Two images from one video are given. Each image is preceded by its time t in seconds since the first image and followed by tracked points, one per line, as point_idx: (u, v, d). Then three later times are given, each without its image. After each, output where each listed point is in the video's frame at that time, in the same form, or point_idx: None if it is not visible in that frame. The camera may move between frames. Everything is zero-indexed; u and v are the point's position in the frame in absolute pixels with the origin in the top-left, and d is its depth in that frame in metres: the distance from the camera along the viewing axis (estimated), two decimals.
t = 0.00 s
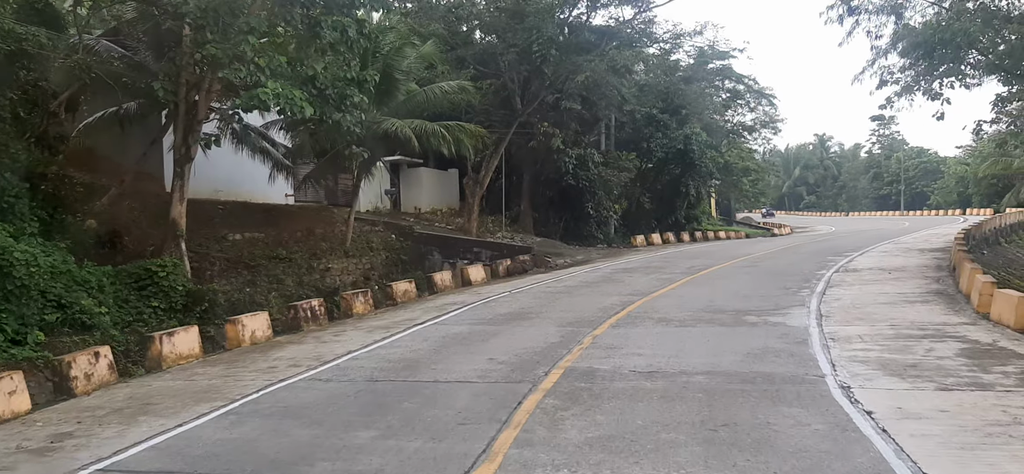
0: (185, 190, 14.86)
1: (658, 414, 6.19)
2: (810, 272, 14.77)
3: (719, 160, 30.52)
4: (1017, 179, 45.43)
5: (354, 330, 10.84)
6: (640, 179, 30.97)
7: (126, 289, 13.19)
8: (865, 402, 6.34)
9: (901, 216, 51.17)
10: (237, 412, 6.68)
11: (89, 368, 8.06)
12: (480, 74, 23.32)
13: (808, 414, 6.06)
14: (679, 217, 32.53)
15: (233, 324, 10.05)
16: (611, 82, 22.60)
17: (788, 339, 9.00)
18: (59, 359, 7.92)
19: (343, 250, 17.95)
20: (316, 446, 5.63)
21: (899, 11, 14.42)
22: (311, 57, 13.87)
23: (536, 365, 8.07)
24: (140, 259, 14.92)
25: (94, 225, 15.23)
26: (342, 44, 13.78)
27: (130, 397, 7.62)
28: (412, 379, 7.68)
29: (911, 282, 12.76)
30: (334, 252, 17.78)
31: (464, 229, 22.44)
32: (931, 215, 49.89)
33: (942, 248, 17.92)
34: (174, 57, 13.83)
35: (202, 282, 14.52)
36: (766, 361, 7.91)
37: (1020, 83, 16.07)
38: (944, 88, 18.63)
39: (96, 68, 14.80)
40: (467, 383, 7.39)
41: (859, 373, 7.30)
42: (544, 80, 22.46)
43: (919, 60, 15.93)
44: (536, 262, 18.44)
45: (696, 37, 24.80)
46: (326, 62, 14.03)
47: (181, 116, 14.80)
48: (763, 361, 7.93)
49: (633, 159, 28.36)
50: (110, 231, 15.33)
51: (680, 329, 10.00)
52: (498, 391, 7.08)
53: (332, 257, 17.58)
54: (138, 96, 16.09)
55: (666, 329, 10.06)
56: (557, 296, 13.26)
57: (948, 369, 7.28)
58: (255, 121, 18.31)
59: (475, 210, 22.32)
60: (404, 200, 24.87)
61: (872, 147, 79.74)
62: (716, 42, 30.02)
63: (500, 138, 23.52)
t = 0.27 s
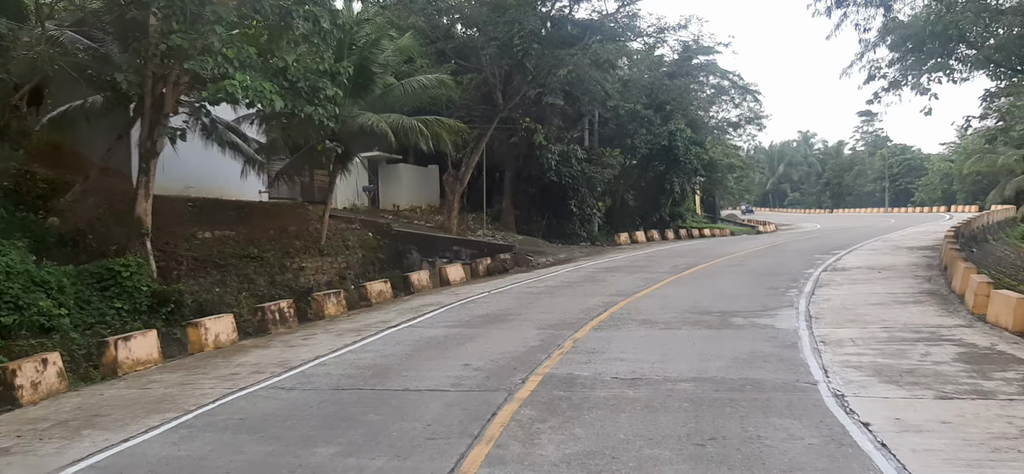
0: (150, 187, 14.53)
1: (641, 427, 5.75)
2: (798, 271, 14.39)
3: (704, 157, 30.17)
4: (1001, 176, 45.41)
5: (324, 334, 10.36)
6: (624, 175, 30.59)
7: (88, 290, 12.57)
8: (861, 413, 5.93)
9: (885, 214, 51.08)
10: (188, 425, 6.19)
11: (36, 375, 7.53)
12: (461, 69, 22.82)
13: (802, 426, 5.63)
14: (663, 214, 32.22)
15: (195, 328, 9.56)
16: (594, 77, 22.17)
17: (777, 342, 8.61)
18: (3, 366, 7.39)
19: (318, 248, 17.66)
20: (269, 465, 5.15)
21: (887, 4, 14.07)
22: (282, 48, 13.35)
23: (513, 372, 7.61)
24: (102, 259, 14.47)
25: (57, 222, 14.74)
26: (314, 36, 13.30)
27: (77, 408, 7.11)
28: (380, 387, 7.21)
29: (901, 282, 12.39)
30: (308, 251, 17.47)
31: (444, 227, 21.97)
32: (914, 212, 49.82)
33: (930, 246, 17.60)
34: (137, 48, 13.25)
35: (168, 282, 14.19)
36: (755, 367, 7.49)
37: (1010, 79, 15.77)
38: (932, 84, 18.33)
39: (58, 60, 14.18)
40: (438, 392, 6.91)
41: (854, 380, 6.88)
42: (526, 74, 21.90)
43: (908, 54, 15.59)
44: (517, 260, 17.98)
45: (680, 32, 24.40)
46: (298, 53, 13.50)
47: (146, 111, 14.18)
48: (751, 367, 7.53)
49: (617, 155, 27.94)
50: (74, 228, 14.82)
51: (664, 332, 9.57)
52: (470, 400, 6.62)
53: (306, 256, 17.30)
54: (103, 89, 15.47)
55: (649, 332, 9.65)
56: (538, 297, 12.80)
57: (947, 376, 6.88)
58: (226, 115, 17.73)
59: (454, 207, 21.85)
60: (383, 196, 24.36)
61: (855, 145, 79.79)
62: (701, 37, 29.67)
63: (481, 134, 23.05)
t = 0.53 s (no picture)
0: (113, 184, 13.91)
1: (619, 445, 5.32)
2: (780, 271, 14.05)
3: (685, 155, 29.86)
4: (978, 174, 45.53)
5: (288, 339, 9.87)
6: (604, 173, 30.23)
7: (44, 292, 11.80)
8: (855, 428, 5.54)
9: (863, 212, 51.11)
10: (130, 444, 5.69)
11: None
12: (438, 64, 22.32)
13: (792, 443, 5.24)
14: (643, 213, 31.91)
15: (150, 334, 9.06)
16: (574, 72, 21.76)
17: (761, 348, 8.22)
18: None
19: (289, 248, 17.12)
20: None
21: None
22: (248, 40, 12.81)
23: (484, 381, 7.18)
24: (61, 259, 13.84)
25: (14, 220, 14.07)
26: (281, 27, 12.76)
27: (14, 423, 6.59)
28: (342, 399, 6.74)
29: (887, 282, 12.08)
30: (279, 251, 16.94)
31: (420, 226, 21.48)
32: (893, 210, 49.85)
33: (913, 245, 17.35)
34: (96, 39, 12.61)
35: (130, 284, 13.59)
36: (739, 375, 7.10)
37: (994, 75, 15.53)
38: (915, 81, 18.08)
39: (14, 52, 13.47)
40: (403, 405, 6.46)
41: (845, 390, 6.50)
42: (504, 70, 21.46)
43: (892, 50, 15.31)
44: (494, 260, 17.53)
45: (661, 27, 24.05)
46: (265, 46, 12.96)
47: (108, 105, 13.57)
48: (736, 375, 7.13)
49: (597, 153, 27.54)
50: (32, 227, 14.16)
51: (644, 337, 9.17)
52: (437, 414, 6.18)
53: (277, 255, 16.76)
54: (63, 83, 14.87)
55: (629, 337, 9.24)
56: (514, 299, 12.36)
57: (942, 385, 6.52)
58: (193, 110, 17.15)
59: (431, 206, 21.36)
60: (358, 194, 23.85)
61: (834, 142, 79.99)
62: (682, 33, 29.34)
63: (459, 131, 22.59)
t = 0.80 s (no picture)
0: (73, 181, 13.18)
1: (601, 463, 4.88)
2: (765, 270, 13.70)
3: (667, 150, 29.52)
4: (958, 170, 45.61)
5: (252, 342, 9.37)
6: (585, 168, 29.83)
7: None
8: (853, 443, 5.15)
9: (843, 208, 51.10)
10: (65, 464, 5.19)
11: None
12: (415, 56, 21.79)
13: (786, 461, 4.84)
14: (624, 209, 31.57)
15: (103, 337, 8.54)
16: (554, 65, 21.34)
17: (749, 351, 7.84)
18: None
19: (260, 245, 16.54)
20: None
21: None
22: (212, 28, 12.25)
23: (456, 389, 6.73)
24: (18, 258, 13.19)
25: None
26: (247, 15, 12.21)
27: None
28: (303, 411, 6.27)
29: (874, 281, 11.74)
30: (250, 248, 16.35)
31: (397, 222, 20.97)
32: (873, 206, 49.87)
33: (898, 242, 17.08)
34: (53, 27, 11.93)
35: (90, 284, 12.91)
36: (727, 383, 6.69)
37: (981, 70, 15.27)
38: (899, 76, 17.81)
39: None
40: (367, 418, 6.01)
41: (839, 399, 6.11)
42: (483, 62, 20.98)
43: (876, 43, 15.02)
44: (472, 258, 17.07)
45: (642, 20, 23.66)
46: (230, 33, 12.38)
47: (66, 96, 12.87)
48: (724, 382, 6.73)
49: (578, 149, 27.10)
50: None
51: (626, 340, 8.76)
52: (404, 427, 5.72)
53: (247, 253, 16.17)
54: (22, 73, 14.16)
55: (610, 339, 8.82)
56: (491, 299, 11.92)
57: (941, 394, 6.15)
58: (160, 102, 16.55)
59: (408, 201, 20.85)
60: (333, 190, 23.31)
61: (814, 138, 80.13)
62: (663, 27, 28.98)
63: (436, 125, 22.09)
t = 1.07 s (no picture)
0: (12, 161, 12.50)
1: (571, 469, 4.48)
2: (739, 254, 13.38)
3: (638, 132, 29.16)
4: (927, 153, 45.82)
5: (203, 332, 8.85)
6: (556, 150, 29.39)
7: None
8: (839, 444, 4.79)
9: (814, 191, 51.20)
10: None
11: None
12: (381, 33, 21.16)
13: (771, 466, 4.46)
14: (595, 191, 31.22)
15: (42, 328, 7.99)
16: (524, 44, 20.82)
17: (725, 341, 7.49)
18: None
19: (217, 229, 16.00)
20: None
21: None
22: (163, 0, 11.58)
23: (416, 385, 6.29)
24: None
25: None
26: None
27: None
28: (250, 410, 5.80)
29: (851, 267, 11.45)
30: (206, 232, 15.79)
31: (362, 205, 20.42)
32: (843, 189, 50.01)
33: (872, 226, 16.85)
34: None
35: (33, 270, 12.26)
36: (703, 376, 6.32)
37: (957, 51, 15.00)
38: (874, 58, 17.54)
39: None
40: (318, 418, 5.54)
41: (823, 395, 5.76)
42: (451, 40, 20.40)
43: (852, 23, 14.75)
44: (439, 243, 16.58)
45: None
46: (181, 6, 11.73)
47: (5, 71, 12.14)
48: (700, 375, 6.37)
49: (548, 130, 26.57)
50: None
51: (597, 329, 8.36)
52: (358, 429, 5.28)
53: (203, 237, 15.62)
54: None
55: (581, 328, 8.43)
56: (459, 285, 11.47)
57: (929, 389, 5.81)
58: (112, 79, 15.82)
59: (373, 184, 20.30)
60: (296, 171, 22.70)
61: (784, 121, 80.36)
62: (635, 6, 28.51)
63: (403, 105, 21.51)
